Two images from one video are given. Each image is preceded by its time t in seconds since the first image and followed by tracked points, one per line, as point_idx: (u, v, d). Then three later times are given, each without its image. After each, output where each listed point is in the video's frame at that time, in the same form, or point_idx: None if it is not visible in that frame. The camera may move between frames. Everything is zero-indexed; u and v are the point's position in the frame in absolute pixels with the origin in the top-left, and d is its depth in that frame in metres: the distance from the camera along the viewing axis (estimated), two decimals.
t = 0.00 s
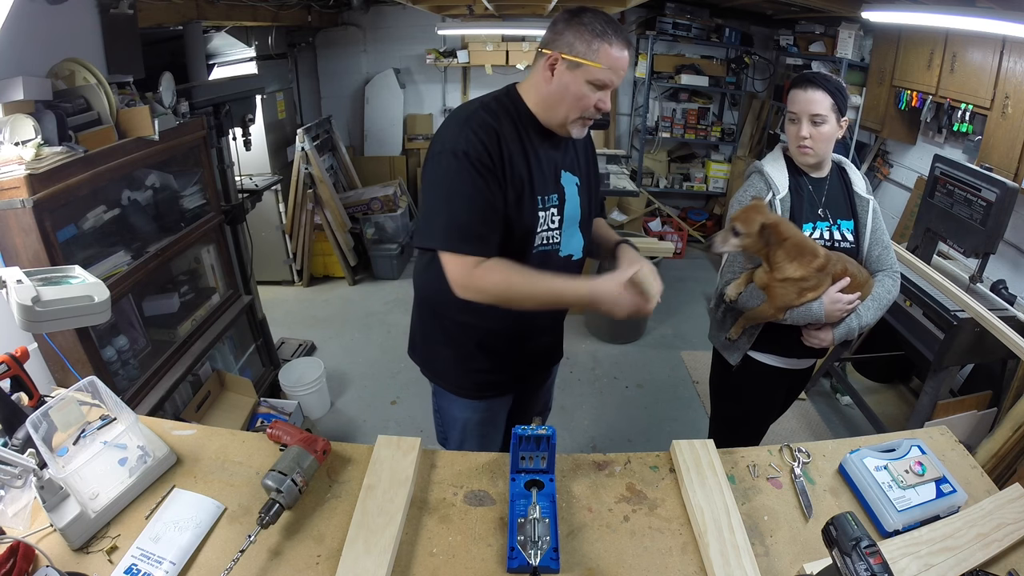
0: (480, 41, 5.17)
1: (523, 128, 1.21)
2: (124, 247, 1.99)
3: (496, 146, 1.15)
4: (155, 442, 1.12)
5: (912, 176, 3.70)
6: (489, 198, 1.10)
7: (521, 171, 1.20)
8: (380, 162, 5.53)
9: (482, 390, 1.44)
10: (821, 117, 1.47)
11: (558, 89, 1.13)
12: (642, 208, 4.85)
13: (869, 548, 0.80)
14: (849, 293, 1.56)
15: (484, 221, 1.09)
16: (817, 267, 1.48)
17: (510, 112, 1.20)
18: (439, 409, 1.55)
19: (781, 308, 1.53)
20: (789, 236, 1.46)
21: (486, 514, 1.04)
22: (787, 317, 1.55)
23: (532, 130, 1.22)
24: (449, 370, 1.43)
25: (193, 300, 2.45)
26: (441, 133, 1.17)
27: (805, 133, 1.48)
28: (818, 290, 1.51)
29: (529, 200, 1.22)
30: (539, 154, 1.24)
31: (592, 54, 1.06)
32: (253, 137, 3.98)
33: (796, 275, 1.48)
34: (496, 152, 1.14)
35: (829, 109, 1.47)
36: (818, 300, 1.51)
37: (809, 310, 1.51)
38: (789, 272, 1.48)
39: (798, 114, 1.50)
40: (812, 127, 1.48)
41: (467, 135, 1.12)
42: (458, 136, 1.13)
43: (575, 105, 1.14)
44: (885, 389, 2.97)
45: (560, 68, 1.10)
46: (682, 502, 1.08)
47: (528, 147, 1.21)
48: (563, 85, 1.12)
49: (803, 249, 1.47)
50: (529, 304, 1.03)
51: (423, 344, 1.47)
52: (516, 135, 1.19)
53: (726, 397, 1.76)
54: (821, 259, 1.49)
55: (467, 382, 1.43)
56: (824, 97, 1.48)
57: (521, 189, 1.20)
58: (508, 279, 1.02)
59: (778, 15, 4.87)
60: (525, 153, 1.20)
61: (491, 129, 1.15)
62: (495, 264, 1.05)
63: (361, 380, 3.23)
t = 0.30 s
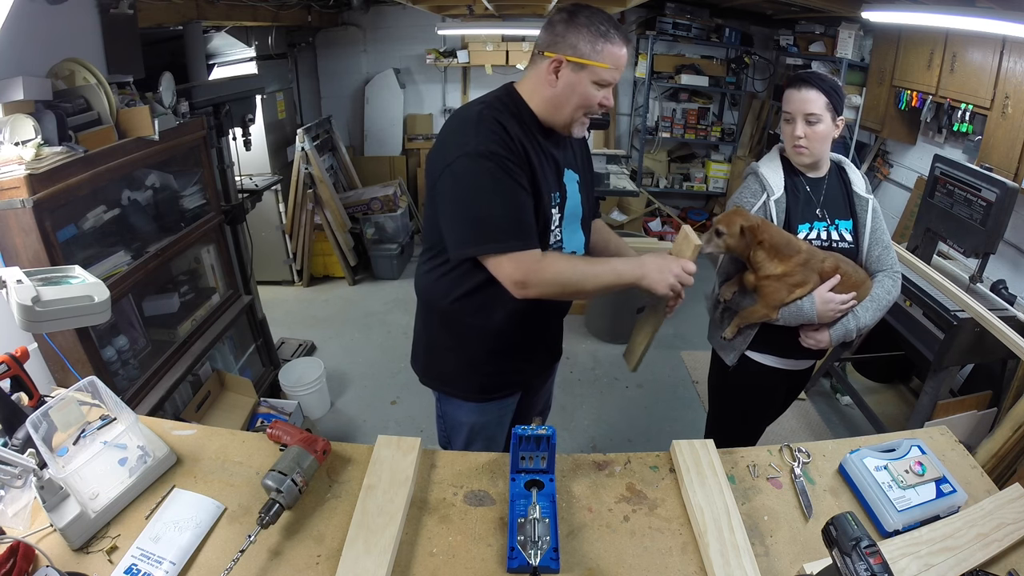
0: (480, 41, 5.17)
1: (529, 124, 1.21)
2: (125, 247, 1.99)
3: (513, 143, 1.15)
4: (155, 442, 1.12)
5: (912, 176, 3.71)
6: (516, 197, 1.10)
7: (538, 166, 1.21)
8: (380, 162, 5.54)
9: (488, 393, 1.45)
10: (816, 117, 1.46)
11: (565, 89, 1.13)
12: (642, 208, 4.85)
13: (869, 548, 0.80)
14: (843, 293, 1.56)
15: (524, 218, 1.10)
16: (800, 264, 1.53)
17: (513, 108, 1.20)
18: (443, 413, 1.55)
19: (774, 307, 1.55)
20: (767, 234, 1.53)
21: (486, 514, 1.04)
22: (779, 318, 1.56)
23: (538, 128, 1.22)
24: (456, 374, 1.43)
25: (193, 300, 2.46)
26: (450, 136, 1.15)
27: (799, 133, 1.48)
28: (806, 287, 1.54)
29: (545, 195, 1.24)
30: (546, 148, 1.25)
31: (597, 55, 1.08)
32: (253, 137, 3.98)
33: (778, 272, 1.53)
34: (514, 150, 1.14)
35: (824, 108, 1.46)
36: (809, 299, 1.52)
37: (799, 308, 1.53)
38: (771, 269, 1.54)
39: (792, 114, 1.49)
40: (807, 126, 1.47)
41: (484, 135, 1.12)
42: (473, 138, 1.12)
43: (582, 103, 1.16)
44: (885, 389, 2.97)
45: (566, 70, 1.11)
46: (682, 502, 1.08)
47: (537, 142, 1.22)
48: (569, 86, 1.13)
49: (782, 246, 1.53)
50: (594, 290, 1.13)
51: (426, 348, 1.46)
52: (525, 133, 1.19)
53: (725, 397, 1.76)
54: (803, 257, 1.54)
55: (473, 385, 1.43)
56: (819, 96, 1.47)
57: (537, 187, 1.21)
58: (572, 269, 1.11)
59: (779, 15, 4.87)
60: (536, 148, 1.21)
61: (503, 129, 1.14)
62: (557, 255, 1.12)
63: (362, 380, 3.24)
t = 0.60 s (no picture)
0: (480, 41, 5.17)
1: (533, 124, 1.21)
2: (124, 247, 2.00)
3: (519, 144, 1.14)
4: (155, 443, 1.12)
5: (912, 176, 3.71)
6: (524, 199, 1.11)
7: (544, 166, 1.20)
8: (380, 162, 5.54)
9: (489, 394, 1.45)
10: (812, 117, 1.45)
11: (573, 92, 1.15)
12: (642, 208, 4.86)
13: (869, 548, 0.80)
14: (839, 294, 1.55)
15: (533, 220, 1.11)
16: (792, 266, 1.50)
17: (517, 108, 1.19)
18: (444, 414, 1.55)
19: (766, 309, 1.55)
20: (759, 236, 1.49)
21: (486, 514, 1.04)
22: (773, 319, 1.56)
23: (543, 128, 1.22)
24: (457, 376, 1.43)
25: (193, 300, 2.45)
26: (456, 137, 1.15)
27: (796, 134, 1.48)
28: (800, 289, 1.51)
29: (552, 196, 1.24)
30: (551, 148, 1.25)
31: (607, 59, 1.10)
32: (253, 137, 3.98)
33: (772, 273, 1.50)
34: (521, 151, 1.14)
35: (821, 108, 1.45)
36: (802, 302, 1.51)
37: (792, 311, 1.53)
38: (763, 271, 1.51)
39: (789, 115, 1.49)
40: (803, 127, 1.47)
41: (490, 137, 1.11)
42: (480, 139, 1.11)
43: (589, 105, 1.17)
44: (885, 389, 2.97)
45: (575, 72, 1.12)
46: (682, 502, 1.08)
47: (542, 143, 1.22)
48: (577, 89, 1.14)
49: (775, 248, 1.49)
50: (600, 290, 1.17)
51: (427, 351, 1.46)
52: (531, 134, 1.19)
53: (722, 398, 1.76)
54: (795, 257, 1.51)
55: (475, 386, 1.44)
56: (816, 96, 1.45)
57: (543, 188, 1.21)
58: (577, 271, 1.13)
59: (779, 15, 4.87)
60: (542, 147, 1.21)
61: (509, 129, 1.14)
62: (564, 256, 1.15)
63: (362, 380, 3.24)
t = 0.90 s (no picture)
0: (480, 41, 5.17)
1: (535, 126, 1.21)
2: (125, 247, 2.00)
3: (519, 146, 1.14)
4: (155, 442, 1.12)
5: (912, 176, 3.70)
6: (522, 200, 1.10)
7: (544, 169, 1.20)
8: (380, 162, 5.54)
9: (489, 395, 1.45)
10: (811, 118, 1.45)
11: (575, 95, 1.15)
12: (642, 208, 4.86)
13: (869, 548, 0.80)
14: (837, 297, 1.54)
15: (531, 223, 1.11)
16: (791, 269, 1.50)
17: (519, 109, 1.19)
18: (444, 415, 1.55)
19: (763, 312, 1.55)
20: (756, 239, 1.50)
21: (486, 514, 1.04)
22: (772, 322, 1.56)
23: (544, 131, 1.22)
24: (457, 377, 1.43)
25: (193, 300, 2.45)
26: (456, 137, 1.15)
27: (794, 134, 1.48)
28: (799, 292, 1.52)
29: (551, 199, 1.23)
30: (552, 151, 1.25)
31: (610, 62, 1.10)
32: (253, 137, 3.98)
33: (770, 276, 1.51)
34: (522, 154, 1.14)
35: (819, 108, 1.45)
36: (801, 305, 1.51)
37: (789, 314, 1.53)
38: (761, 274, 1.52)
39: (788, 115, 1.49)
40: (802, 127, 1.47)
41: (491, 138, 1.11)
42: (480, 140, 1.11)
43: (591, 109, 1.17)
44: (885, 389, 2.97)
45: (578, 75, 1.12)
46: (682, 502, 1.08)
47: (543, 145, 1.22)
48: (580, 92, 1.14)
49: (773, 249, 1.49)
50: (597, 292, 1.17)
51: (427, 352, 1.47)
52: (531, 136, 1.19)
53: (721, 398, 1.76)
54: (794, 260, 1.51)
55: (475, 387, 1.44)
56: (814, 96, 1.45)
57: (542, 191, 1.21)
58: (574, 271, 1.14)
59: (778, 15, 4.87)
60: (543, 150, 1.21)
61: (509, 130, 1.14)
62: (562, 259, 1.15)
63: (362, 380, 3.24)
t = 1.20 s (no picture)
0: (480, 41, 5.16)
1: (535, 127, 1.21)
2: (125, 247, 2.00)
3: (519, 147, 1.14)
4: (155, 442, 1.12)
5: (912, 176, 3.70)
6: (517, 204, 1.10)
7: (542, 171, 1.20)
8: (380, 162, 5.54)
9: (489, 395, 1.45)
10: (808, 119, 1.45)
11: (577, 97, 1.15)
12: (642, 208, 4.86)
13: (869, 548, 0.80)
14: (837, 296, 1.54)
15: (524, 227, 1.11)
16: (783, 266, 1.54)
17: (520, 110, 1.19)
18: (445, 415, 1.55)
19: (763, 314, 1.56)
20: (741, 239, 1.57)
21: (486, 514, 1.04)
22: (772, 323, 1.56)
23: (544, 134, 1.22)
24: (457, 377, 1.43)
25: (193, 300, 2.45)
26: (456, 137, 1.15)
27: (792, 136, 1.48)
28: (794, 290, 1.54)
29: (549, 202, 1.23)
30: (552, 154, 1.24)
31: (614, 66, 1.10)
32: (253, 137, 3.98)
33: (761, 274, 1.55)
34: (521, 156, 1.14)
35: (817, 110, 1.45)
36: (799, 305, 1.52)
37: (789, 313, 1.53)
38: (752, 273, 1.56)
39: (785, 116, 1.48)
40: (799, 129, 1.47)
41: (490, 139, 1.11)
42: (479, 140, 1.11)
43: (592, 112, 1.17)
44: (885, 389, 2.97)
45: (581, 78, 1.12)
46: (682, 502, 1.08)
47: (543, 147, 1.21)
48: (582, 94, 1.14)
49: (762, 248, 1.54)
50: (587, 294, 1.17)
51: (428, 352, 1.46)
52: (531, 138, 1.18)
53: (721, 398, 1.76)
54: (785, 258, 1.55)
55: (475, 386, 1.44)
56: (811, 97, 1.45)
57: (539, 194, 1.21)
58: (565, 273, 1.14)
59: (778, 15, 4.87)
60: (542, 152, 1.21)
61: (508, 132, 1.14)
62: (548, 261, 1.14)
63: (362, 380, 3.23)
